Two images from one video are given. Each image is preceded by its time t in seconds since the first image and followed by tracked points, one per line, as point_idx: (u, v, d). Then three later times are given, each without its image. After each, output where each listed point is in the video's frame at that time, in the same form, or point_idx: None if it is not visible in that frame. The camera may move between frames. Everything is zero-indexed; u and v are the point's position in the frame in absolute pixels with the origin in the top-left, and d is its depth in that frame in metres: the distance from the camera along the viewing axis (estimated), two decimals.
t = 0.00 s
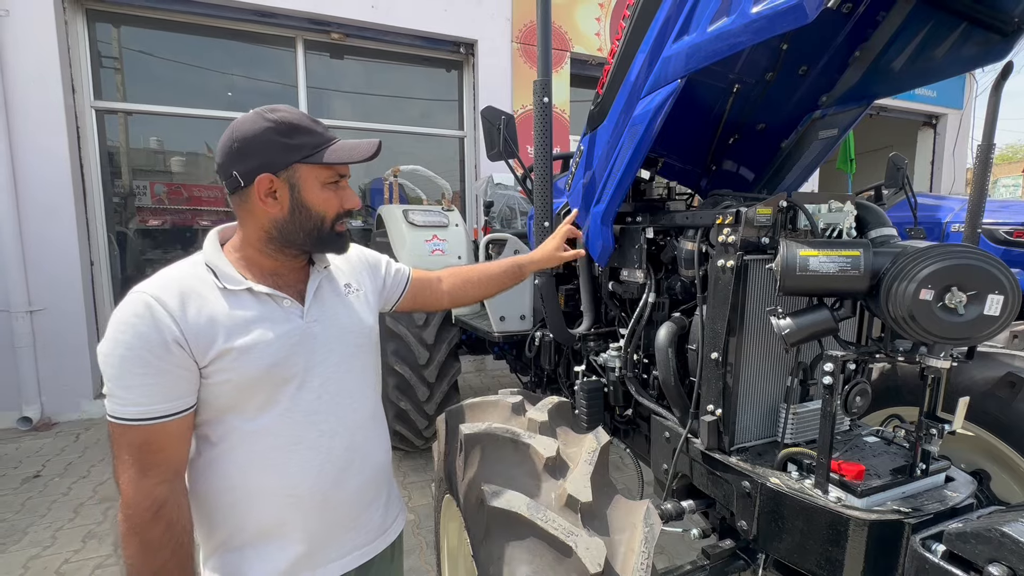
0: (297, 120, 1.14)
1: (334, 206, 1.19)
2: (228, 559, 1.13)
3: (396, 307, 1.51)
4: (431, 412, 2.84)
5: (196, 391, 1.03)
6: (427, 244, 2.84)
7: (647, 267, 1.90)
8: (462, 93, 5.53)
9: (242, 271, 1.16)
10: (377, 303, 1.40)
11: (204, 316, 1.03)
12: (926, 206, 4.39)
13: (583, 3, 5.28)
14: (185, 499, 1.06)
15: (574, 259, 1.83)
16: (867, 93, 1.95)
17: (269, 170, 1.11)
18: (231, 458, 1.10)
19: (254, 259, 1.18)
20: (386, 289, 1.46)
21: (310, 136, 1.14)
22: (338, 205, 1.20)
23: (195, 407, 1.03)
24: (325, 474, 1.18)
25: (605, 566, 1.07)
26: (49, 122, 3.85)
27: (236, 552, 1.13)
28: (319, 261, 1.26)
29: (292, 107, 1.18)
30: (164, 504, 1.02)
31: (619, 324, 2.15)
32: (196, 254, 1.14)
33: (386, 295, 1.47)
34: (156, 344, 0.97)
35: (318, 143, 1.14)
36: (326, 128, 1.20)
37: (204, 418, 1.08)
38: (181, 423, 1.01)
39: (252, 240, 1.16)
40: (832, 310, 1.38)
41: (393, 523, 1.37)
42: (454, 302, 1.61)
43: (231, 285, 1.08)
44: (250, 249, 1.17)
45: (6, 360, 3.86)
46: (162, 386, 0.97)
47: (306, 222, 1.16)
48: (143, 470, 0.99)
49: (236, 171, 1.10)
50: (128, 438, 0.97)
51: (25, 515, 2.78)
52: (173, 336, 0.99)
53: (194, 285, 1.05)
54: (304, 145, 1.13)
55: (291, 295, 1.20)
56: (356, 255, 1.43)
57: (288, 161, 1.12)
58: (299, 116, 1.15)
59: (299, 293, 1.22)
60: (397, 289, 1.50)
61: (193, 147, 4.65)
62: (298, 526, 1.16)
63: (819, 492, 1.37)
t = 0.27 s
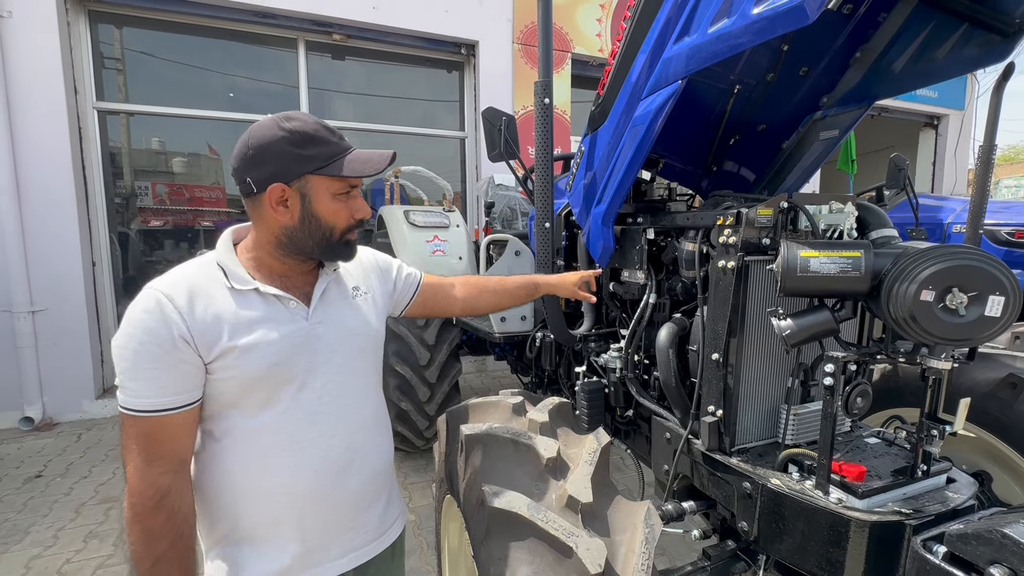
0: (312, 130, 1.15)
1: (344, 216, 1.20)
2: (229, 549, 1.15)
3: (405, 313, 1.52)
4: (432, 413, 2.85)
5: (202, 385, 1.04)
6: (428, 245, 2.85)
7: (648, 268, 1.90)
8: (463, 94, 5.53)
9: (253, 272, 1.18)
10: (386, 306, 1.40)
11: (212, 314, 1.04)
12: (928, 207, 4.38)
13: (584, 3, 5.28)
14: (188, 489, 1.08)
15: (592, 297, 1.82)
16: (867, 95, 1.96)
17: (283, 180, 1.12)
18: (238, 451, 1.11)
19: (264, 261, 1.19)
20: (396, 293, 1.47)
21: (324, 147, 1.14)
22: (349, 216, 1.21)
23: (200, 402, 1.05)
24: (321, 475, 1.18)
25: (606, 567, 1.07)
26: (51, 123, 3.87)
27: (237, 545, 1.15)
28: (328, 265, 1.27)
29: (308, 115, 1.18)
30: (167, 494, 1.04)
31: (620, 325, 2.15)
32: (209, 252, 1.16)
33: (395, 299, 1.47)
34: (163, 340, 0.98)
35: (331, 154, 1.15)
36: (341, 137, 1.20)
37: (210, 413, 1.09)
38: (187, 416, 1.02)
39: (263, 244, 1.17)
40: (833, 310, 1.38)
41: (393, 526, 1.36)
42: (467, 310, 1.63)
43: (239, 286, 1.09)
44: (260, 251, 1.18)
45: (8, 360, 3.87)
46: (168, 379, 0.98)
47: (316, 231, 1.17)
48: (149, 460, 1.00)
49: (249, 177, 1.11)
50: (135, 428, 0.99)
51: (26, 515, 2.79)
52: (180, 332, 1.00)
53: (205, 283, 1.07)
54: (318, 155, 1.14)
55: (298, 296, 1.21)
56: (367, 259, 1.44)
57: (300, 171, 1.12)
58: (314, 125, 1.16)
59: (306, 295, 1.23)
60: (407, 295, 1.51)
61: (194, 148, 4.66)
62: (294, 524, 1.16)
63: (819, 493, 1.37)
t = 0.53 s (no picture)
0: (323, 129, 1.16)
1: (353, 215, 1.19)
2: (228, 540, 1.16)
3: (416, 317, 1.53)
4: (433, 413, 2.85)
5: (207, 379, 1.06)
6: (429, 246, 2.85)
7: (649, 269, 1.90)
8: (465, 94, 5.54)
9: (266, 270, 1.20)
10: (397, 310, 1.40)
11: (221, 309, 1.06)
12: (930, 208, 4.37)
13: (585, 4, 5.28)
14: (190, 479, 1.10)
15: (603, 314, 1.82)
16: (870, 95, 1.94)
17: (293, 176, 1.13)
18: (240, 447, 1.12)
19: (276, 258, 1.21)
20: (407, 298, 1.47)
21: (334, 145, 1.15)
22: (358, 215, 1.20)
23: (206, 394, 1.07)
24: (315, 477, 1.18)
25: (607, 568, 1.06)
26: (54, 123, 3.88)
27: (237, 540, 1.16)
28: (338, 265, 1.28)
29: (323, 117, 1.20)
30: (169, 483, 1.06)
31: (621, 326, 2.15)
32: (224, 248, 1.18)
33: (407, 303, 1.48)
34: (171, 332, 1.00)
35: (341, 153, 1.15)
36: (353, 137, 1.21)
37: (215, 409, 1.11)
38: (192, 407, 1.05)
39: (275, 241, 1.19)
40: (835, 311, 1.38)
41: (392, 531, 1.36)
42: (477, 320, 1.63)
43: (250, 281, 1.11)
44: (273, 249, 1.20)
45: (10, 360, 3.88)
46: (174, 371, 1.01)
47: (324, 229, 1.17)
48: (153, 449, 1.02)
49: (262, 175, 1.13)
50: (140, 417, 1.01)
51: (28, 515, 2.79)
52: (187, 325, 1.02)
53: (218, 279, 1.09)
54: (328, 153, 1.14)
55: (306, 296, 1.22)
56: (380, 262, 1.44)
57: (309, 168, 1.13)
58: (326, 126, 1.17)
59: (315, 294, 1.24)
60: (419, 299, 1.51)
61: (196, 149, 4.66)
62: (286, 524, 1.16)
63: (821, 494, 1.37)
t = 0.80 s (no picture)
0: (326, 127, 1.16)
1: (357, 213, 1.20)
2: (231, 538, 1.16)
3: (423, 320, 1.52)
4: (434, 414, 2.84)
5: (212, 376, 1.06)
6: (431, 246, 2.85)
7: (651, 269, 1.90)
8: (466, 95, 5.54)
9: (273, 269, 1.20)
10: (404, 312, 1.40)
11: (228, 308, 1.07)
12: (933, 208, 4.36)
13: (587, 5, 5.28)
14: (193, 477, 1.10)
15: (616, 297, 1.82)
16: (873, 96, 1.92)
17: (298, 174, 1.13)
18: (245, 446, 1.13)
19: (283, 257, 1.21)
20: (415, 300, 1.47)
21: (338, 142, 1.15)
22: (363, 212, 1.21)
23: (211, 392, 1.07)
24: (319, 478, 1.18)
25: (610, 570, 1.06)
26: (56, 124, 3.88)
27: (240, 540, 1.16)
28: (344, 265, 1.28)
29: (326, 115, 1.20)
30: (173, 480, 1.06)
31: (624, 327, 2.15)
32: (231, 247, 1.19)
33: (415, 305, 1.48)
34: (178, 330, 1.01)
35: (346, 151, 1.15)
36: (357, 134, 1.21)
37: (220, 408, 1.11)
38: (195, 404, 1.04)
39: (283, 240, 1.20)
40: (838, 313, 1.37)
41: (394, 537, 1.35)
42: (485, 322, 1.62)
43: (256, 279, 1.11)
44: (280, 248, 1.21)
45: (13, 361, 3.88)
46: (180, 369, 1.01)
47: (330, 227, 1.17)
48: (157, 446, 1.03)
49: (267, 173, 1.14)
50: (145, 414, 1.01)
51: (30, 515, 2.80)
52: (193, 323, 1.02)
53: (224, 278, 1.10)
54: (333, 151, 1.15)
55: (312, 296, 1.22)
56: (388, 263, 1.44)
57: (314, 166, 1.13)
58: (330, 124, 1.17)
59: (321, 294, 1.24)
60: (426, 302, 1.50)
61: (197, 149, 4.67)
62: (287, 524, 1.16)
63: (824, 496, 1.36)
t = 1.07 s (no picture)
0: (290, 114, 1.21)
1: (309, 190, 1.17)
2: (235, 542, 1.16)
3: (427, 322, 1.52)
4: (435, 414, 2.84)
5: (216, 378, 1.06)
6: (432, 247, 2.85)
7: (653, 270, 1.89)
8: (467, 95, 5.54)
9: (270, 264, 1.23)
10: (408, 313, 1.40)
11: (232, 308, 1.07)
12: (935, 208, 4.35)
13: (588, 5, 5.27)
14: (200, 479, 1.10)
15: (618, 328, 1.75)
16: (875, 96, 1.94)
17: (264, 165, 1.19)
18: (249, 448, 1.12)
19: (282, 256, 1.23)
20: (420, 301, 1.47)
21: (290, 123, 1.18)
22: (315, 188, 1.17)
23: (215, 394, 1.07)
24: (325, 479, 1.17)
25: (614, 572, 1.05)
26: (58, 124, 3.88)
27: (244, 543, 1.15)
28: (347, 265, 1.27)
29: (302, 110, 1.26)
30: (180, 483, 1.06)
31: (626, 327, 2.15)
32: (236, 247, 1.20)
33: (419, 308, 1.48)
34: (182, 331, 1.01)
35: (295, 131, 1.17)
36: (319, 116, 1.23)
37: (224, 409, 1.11)
38: (201, 407, 1.05)
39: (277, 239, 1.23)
40: (842, 314, 1.37)
41: (401, 541, 1.34)
42: (492, 324, 1.62)
43: (259, 280, 1.11)
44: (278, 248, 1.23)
45: (14, 361, 3.88)
46: (183, 370, 1.01)
47: (283, 211, 1.17)
48: (163, 448, 1.03)
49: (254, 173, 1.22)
50: (151, 416, 1.02)
51: (32, 515, 2.80)
52: (196, 323, 1.03)
53: (227, 278, 1.10)
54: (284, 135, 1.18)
55: (315, 295, 1.23)
56: (393, 264, 1.44)
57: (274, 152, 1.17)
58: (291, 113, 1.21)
59: (324, 295, 1.24)
60: (431, 304, 1.51)
61: (199, 150, 4.67)
62: (294, 526, 1.15)
63: (828, 497, 1.35)
